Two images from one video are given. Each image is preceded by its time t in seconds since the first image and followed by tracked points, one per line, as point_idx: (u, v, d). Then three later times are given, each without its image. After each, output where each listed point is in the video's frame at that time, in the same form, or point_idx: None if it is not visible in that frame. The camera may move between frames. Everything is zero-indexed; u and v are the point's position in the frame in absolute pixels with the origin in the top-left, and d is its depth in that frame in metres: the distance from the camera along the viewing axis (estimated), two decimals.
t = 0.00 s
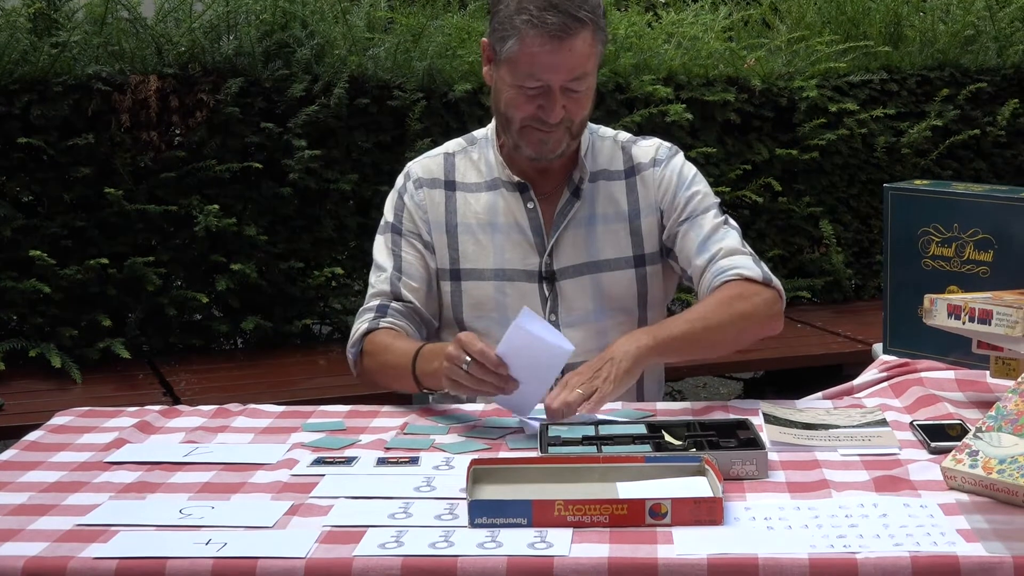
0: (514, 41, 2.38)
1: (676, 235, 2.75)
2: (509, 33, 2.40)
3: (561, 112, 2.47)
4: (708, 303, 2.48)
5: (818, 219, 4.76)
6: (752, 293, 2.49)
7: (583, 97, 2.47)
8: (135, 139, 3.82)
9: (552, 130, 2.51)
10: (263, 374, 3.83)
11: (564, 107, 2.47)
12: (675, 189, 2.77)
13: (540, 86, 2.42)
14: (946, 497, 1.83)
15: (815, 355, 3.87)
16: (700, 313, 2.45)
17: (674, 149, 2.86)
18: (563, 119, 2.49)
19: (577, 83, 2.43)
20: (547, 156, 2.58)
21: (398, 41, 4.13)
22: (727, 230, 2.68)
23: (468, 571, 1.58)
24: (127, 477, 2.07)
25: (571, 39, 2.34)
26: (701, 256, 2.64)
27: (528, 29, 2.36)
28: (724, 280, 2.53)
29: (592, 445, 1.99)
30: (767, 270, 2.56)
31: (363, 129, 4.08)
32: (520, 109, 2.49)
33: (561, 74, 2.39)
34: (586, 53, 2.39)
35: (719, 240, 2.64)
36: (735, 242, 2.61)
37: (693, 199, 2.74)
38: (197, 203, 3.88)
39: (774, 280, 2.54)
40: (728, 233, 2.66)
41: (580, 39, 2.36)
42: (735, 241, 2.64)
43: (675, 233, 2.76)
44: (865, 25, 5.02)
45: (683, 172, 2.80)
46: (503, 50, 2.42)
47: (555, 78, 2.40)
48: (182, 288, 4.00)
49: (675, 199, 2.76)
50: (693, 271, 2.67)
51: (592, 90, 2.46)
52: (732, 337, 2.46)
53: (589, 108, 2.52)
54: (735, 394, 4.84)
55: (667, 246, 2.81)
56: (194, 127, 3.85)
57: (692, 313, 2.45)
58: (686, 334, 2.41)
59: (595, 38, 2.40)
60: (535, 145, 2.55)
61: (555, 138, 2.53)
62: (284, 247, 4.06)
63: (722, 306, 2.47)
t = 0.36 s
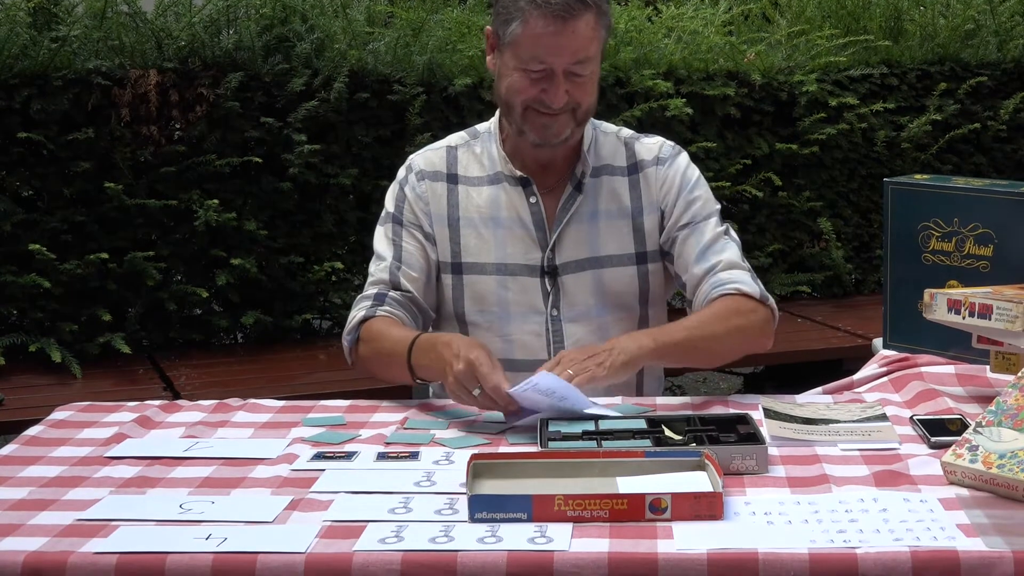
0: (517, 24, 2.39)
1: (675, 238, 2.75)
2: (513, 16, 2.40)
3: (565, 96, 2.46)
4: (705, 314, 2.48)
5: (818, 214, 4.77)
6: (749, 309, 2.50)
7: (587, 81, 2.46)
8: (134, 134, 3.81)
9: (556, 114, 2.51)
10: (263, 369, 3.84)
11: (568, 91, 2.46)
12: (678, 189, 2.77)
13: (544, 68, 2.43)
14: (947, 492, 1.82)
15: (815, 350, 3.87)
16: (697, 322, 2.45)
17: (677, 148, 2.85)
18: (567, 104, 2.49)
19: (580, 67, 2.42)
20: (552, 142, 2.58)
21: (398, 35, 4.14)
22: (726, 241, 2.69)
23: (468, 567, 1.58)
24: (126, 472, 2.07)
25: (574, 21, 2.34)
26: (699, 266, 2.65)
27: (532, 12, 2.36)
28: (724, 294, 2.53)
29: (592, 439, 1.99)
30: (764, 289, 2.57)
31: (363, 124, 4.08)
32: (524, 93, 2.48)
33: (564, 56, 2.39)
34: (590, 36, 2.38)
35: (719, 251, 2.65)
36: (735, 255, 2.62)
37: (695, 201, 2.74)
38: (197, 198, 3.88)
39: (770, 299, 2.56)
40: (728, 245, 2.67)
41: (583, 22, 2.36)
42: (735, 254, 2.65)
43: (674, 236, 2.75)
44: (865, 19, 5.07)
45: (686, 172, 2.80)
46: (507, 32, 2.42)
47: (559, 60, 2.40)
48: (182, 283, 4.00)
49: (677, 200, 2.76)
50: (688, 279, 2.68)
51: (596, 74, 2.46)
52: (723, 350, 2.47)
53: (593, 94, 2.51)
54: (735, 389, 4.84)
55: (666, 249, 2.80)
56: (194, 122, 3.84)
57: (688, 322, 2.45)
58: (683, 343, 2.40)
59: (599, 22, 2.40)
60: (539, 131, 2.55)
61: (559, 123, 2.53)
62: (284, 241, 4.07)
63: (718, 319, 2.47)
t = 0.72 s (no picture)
0: None
1: (673, 247, 2.74)
2: None
3: (567, 64, 2.52)
4: (703, 350, 2.42)
5: (819, 214, 4.77)
6: (743, 335, 2.49)
7: (588, 54, 2.55)
8: (134, 134, 3.81)
9: (558, 86, 2.57)
10: (263, 370, 3.84)
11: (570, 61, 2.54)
12: (679, 196, 2.77)
13: (546, 36, 2.53)
14: (947, 492, 1.82)
15: (815, 351, 3.87)
16: (699, 362, 2.38)
17: (679, 155, 2.86)
18: (568, 75, 2.55)
19: (580, 35, 2.53)
20: (555, 121, 2.61)
21: (397, 36, 4.14)
22: (724, 258, 2.68)
23: (468, 567, 1.58)
24: (126, 472, 2.06)
25: None
26: (696, 281, 2.65)
27: None
28: (718, 314, 2.53)
29: (592, 440, 1.99)
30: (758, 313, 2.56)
31: (363, 124, 4.09)
32: (527, 64, 2.55)
33: (565, 21, 2.50)
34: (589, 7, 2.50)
35: (717, 270, 2.64)
36: (732, 275, 2.62)
37: (695, 209, 2.75)
38: (197, 198, 3.88)
39: (762, 321, 2.55)
40: (727, 261, 2.67)
41: None
42: (732, 271, 2.64)
43: (671, 245, 2.75)
44: (865, 20, 5.06)
45: (687, 178, 2.81)
46: (510, 7, 2.56)
47: (560, 25, 2.51)
48: (182, 283, 4.00)
49: (678, 207, 2.76)
50: (682, 292, 2.69)
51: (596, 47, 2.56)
52: (722, 388, 2.41)
53: (596, 73, 2.59)
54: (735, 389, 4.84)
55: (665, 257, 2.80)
56: (194, 122, 3.84)
57: (690, 363, 2.37)
58: (687, 387, 2.32)
59: None
60: (541, 105, 2.59)
61: (561, 97, 2.58)
62: (284, 242, 4.07)
63: (717, 354, 2.42)
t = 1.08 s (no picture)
0: None
1: (673, 253, 2.74)
2: None
3: (568, 65, 2.53)
4: (703, 357, 2.42)
5: (819, 218, 4.77)
6: (743, 343, 2.49)
7: (589, 56, 2.55)
8: (134, 138, 3.81)
9: (558, 88, 2.57)
10: (263, 374, 3.84)
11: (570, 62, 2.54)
12: (680, 201, 2.77)
13: (546, 37, 2.54)
14: (947, 497, 1.82)
15: (815, 355, 3.88)
16: (699, 369, 2.38)
17: (680, 160, 2.86)
18: (569, 76, 2.55)
19: (581, 37, 2.54)
20: (555, 123, 2.60)
21: (397, 40, 4.15)
22: (724, 265, 2.68)
23: (468, 571, 1.58)
24: (126, 477, 2.06)
25: None
26: (695, 288, 2.65)
27: None
28: (718, 322, 2.54)
29: (591, 444, 1.98)
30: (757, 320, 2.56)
31: (363, 128, 4.09)
32: (528, 65, 2.55)
33: (566, 22, 2.51)
34: (591, 9, 2.51)
35: (717, 278, 2.64)
36: (732, 283, 2.62)
37: (696, 214, 2.75)
38: (197, 202, 3.88)
39: (762, 328, 2.55)
40: (727, 268, 2.67)
41: None
42: (732, 279, 2.64)
43: (672, 250, 2.74)
44: (865, 23, 5.05)
45: (689, 184, 2.80)
46: (512, 8, 2.57)
47: (561, 26, 2.51)
48: (182, 287, 4.00)
49: (678, 212, 2.76)
50: (682, 299, 2.68)
51: (597, 48, 2.56)
52: (722, 395, 2.41)
53: (597, 77, 2.58)
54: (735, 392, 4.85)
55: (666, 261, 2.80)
56: (194, 126, 3.85)
57: (690, 369, 2.37)
58: (687, 394, 2.32)
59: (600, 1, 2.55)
60: (542, 106, 2.58)
61: (561, 98, 2.57)
62: (284, 246, 4.07)
63: (717, 361, 2.42)
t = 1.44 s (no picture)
0: (522, 23, 2.43)
1: (673, 260, 2.73)
2: (518, 16, 2.44)
3: (571, 95, 2.47)
4: (703, 364, 2.42)
5: (819, 226, 4.78)
6: (742, 350, 2.49)
7: (593, 81, 2.46)
8: (135, 146, 3.82)
9: (562, 116, 2.52)
10: (263, 381, 3.84)
11: (574, 90, 2.47)
12: (679, 209, 2.77)
13: (549, 67, 2.44)
14: (947, 505, 1.82)
15: (816, 363, 3.88)
16: (700, 375, 2.38)
17: (680, 168, 2.86)
18: (572, 104, 2.49)
19: (586, 63, 2.43)
20: (558, 147, 2.58)
21: (398, 48, 4.16)
22: (723, 272, 2.67)
23: None
24: (126, 485, 2.06)
25: (578, 18, 2.37)
26: (695, 295, 2.64)
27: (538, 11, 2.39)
28: (718, 329, 2.53)
29: (592, 452, 1.98)
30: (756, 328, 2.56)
31: (363, 136, 4.10)
32: (530, 94, 2.49)
33: (569, 53, 2.40)
34: (595, 34, 2.39)
35: (716, 285, 2.63)
36: (731, 291, 2.61)
37: (696, 221, 2.75)
38: (197, 210, 3.88)
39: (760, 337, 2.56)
40: (726, 276, 2.66)
41: (588, 20, 2.38)
42: (732, 287, 2.64)
43: (671, 257, 2.74)
44: (866, 31, 5.06)
45: (688, 192, 2.80)
46: (513, 32, 2.46)
47: (564, 57, 2.41)
48: (182, 295, 4.01)
49: (679, 220, 2.76)
50: (682, 305, 2.67)
51: (601, 72, 2.46)
52: (722, 402, 2.41)
53: (599, 96, 2.52)
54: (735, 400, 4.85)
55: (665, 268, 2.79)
56: (194, 134, 3.85)
57: (690, 376, 2.37)
58: (687, 400, 2.31)
59: (603, 21, 2.42)
60: (545, 134, 2.55)
61: (565, 125, 2.53)
62: (285, 254, 4.07)
63: (717, 368, 2.42)
